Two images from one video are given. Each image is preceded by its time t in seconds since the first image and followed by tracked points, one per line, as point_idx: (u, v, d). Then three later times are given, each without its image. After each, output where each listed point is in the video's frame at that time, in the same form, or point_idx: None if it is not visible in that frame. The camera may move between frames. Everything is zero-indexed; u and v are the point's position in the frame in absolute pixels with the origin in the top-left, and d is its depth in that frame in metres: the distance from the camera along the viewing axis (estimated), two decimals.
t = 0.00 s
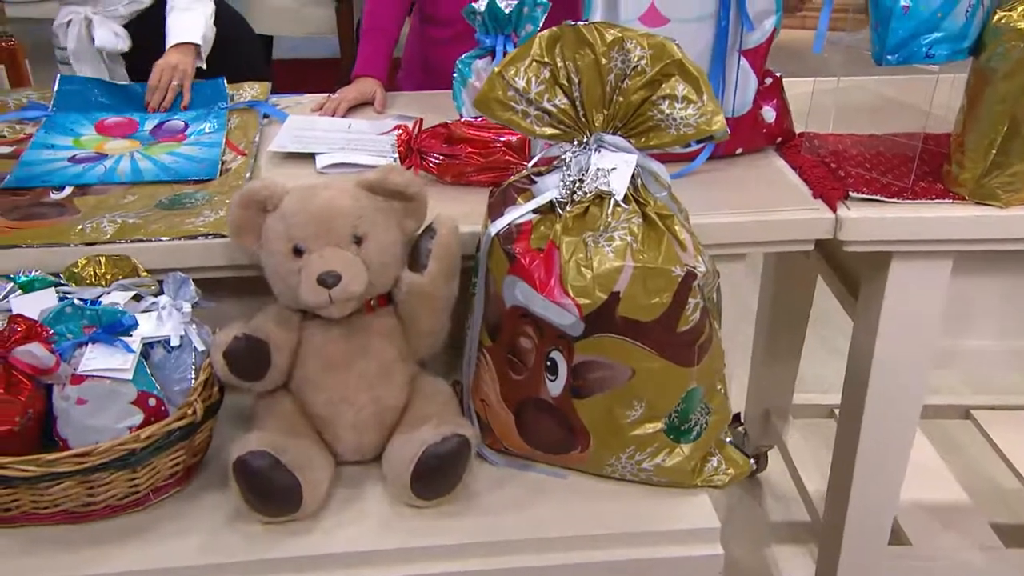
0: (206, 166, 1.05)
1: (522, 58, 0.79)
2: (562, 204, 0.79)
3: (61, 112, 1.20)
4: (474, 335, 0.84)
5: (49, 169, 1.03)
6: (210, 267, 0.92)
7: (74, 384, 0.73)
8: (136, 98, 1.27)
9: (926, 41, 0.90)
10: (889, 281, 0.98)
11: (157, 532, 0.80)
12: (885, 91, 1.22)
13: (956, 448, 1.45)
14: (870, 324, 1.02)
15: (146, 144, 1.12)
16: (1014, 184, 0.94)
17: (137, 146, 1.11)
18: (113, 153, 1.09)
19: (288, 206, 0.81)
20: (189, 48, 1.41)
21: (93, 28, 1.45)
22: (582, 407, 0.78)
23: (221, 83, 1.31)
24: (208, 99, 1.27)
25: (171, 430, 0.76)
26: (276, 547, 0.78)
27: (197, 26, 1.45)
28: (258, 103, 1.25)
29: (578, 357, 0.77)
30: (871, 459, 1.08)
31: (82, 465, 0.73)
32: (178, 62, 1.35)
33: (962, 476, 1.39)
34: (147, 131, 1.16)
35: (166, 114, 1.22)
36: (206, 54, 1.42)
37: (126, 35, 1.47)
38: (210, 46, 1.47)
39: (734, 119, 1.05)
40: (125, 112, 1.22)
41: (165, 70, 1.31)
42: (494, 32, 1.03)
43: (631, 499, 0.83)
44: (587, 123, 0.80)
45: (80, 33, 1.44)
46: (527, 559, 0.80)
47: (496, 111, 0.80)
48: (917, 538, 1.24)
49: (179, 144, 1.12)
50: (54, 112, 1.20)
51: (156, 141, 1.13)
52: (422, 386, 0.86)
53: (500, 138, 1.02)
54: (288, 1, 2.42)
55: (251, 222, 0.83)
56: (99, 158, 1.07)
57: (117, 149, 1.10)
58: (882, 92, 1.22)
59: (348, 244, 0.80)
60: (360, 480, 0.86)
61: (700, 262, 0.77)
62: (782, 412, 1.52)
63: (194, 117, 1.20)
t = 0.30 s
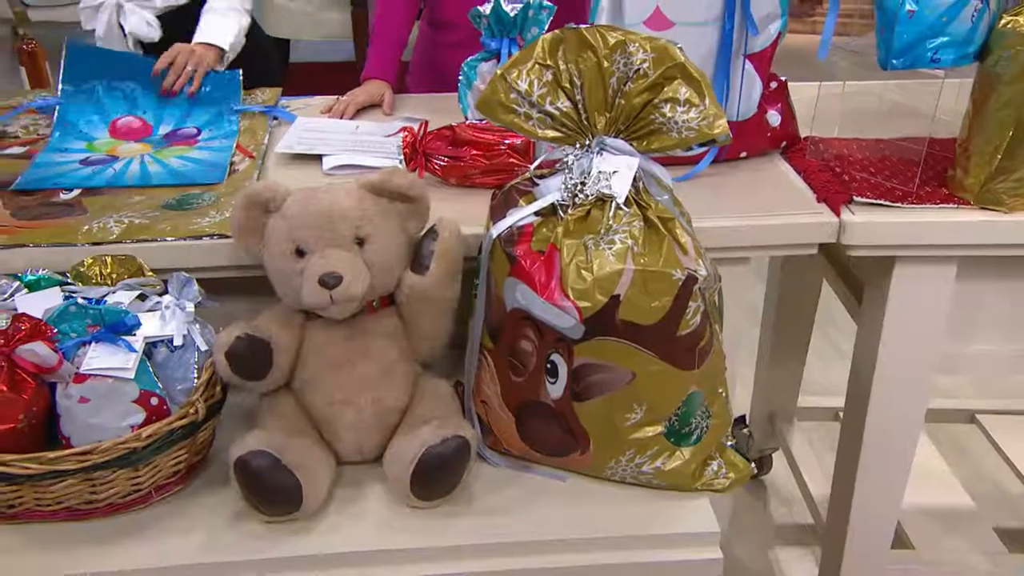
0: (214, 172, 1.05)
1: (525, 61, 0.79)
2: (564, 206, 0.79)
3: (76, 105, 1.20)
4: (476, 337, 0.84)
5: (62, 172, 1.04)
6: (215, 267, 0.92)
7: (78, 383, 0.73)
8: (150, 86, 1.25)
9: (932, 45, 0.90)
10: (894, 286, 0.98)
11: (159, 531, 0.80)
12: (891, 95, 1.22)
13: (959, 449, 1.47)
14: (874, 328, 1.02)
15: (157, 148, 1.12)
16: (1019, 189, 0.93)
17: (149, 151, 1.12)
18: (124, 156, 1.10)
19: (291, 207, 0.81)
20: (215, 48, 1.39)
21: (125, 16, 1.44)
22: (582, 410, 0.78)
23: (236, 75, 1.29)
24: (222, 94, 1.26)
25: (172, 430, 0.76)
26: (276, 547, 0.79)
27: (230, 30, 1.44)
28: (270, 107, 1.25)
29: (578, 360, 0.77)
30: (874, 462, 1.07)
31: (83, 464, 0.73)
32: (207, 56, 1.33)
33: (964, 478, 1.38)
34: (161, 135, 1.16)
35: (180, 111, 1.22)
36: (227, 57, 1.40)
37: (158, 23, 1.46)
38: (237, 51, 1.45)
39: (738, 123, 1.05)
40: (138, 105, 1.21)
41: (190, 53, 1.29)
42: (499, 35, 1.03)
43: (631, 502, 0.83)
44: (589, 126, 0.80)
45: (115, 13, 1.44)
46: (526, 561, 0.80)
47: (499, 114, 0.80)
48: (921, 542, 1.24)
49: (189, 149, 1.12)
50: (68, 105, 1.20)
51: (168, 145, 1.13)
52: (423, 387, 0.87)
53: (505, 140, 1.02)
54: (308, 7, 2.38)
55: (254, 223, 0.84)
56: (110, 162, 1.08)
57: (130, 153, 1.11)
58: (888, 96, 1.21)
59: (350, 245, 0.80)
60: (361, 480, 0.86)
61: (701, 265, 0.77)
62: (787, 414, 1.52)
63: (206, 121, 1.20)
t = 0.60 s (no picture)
0: (238, 169, 1.06)
1: (532, 61, 0.79)
2: (569, 206, 0.79)
3: (115, 98, 1.22)
4: (481, 335, 0.85)
5: (94, 166, 1.06)
6: (226, 264, 0.93)
7: (87, 376, 0.75)
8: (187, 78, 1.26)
9: (941, 47, 0.90)
10: (900, 288, 0.98)
11: (166, 523, 0.81)
12: (901, 97, 1.22)
13: (967, 452, 1.47)
14: (881, 329, 1.02)
15: (186, 143, 1.14)
16: None
17: (179, 146, 1.13)
18: (152, 152, 1.11)
19: (299, 205, 0.82)
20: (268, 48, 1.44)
21: (163, 9, 1.49)
22: (585, 408, 0.79)
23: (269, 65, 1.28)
24: (257, 91, 1.26)
25: (180, 423, 0.78)
26: (281, 540, 0.79)
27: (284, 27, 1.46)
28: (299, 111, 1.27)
29: (581, 358, 0.77)
30: (880, 464, 1.07)
31: (92, 456, 0.74)
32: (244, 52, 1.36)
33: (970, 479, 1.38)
34: (193, 131, 1.17)
35: (215, 107, 1.23)
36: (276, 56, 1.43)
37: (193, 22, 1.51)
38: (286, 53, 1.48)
39: (746, 125, 1.05)
40: (174, 98, 1.23)
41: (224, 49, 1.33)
42: (509, 36, 1.03)
43: (634, 500, 0.83)
44: (595, 126, 0.80)
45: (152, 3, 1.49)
46: (529, 557, 0.80)
47: (505, 113, 0.80)
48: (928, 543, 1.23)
49: (215, 145, 1.13)
50: (107, 97, 1.22)
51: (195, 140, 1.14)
52: (429, 384, 0.87)
53: (513, 140, 1.03)
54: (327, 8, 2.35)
55: (263, 220, 0.85)
56: (140, 156, 1.10)
57: (160, 148, 1.12)
58: (898, 100, 1.21)
59: (357, 243, 0.81)
60: (367, 475, 0.87)
61: (705, 266, 0.77)
62: (795, 415, 1.52)
63: (238, 118, 1.21)
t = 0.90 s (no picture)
0: (250, 168, 1.07)
1: (538, 61, 0.80)
2: (573, 204, 0.80)
3: (137, 113, 1.25)
4: (485, 332, 0.86)
5: (109, 165, 1.07)
6: (236, 259, 0.94)
7: (98, 367, 0.76)
8: (209, 100, 1.30)
9: (948, 50, 0.90)
10: (905, 289, 0.98)
11: (174, 512, 0.82)
12: (911, 99, 1.22)
13: (975, 454, 1.47)
14: (887, 330, 1.02)
15: (201, 144, 1.15)
16: None
17: (193, 146, 1.15)
18: (168, 152, 1.13)
19: (307, 201, 0.83)
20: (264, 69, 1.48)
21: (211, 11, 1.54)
22: (587, 406, 0.80)
23: (288, 95, 1.33)
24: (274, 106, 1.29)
25: (188, 414, 0.79)
26: (285, 531, 0.81)
27: (284, 50, 1.49)
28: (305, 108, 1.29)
29: (583, 356, 0.78)
30: (885, 464, 1.08)
31: (103, 445, 0.76)
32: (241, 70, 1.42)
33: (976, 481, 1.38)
34: (207, 133, 1.19)
35: (231, 115, 1.25)
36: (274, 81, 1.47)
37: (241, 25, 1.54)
38: (285, 72, 1.51)
39: (754, 126, 1.05)
40: (192, 111, 1.26)
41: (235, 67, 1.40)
42: (518, 36, 1.04)
43: (635, 497, 0.84)
44: (600, 125, 0.81)
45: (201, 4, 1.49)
46: (530, 552, 0.81)
47: (511, 112, 0.81)
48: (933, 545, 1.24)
49: (229, 146, 1.14)
50: (128, 112, 1.26)
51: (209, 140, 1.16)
52: (434, 379, 0.88)
53: (522, 140, 1.04)
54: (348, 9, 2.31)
55: (272, 216, 0.86)
56: (155, 156, 1.11)
57: (174, 148, 1.14)
58: (907, 102, 1.21)
59: (363, 239, 0.82)
60: (371, 468, 0.88)
61: (708, 265, 0.78)
62: (803, 415, 1.52)
63: (253, 122, 1.23)
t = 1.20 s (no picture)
0: (272, 171, 1.09)
1: (552, 66, 0.82)
2: (585, 207, 0.82)
3: (163, 115, 1.28)
4: (498, 331, 0.87)
5: (137, 167, 1.10)
6: (256, 257, 0.97)
7: (122, 360, 0.79)
8: (233, 102, 1.32)
9: (962, 57, 0.91)
10: (917, 296, 0.99)
11: (192, 502, 0.85)
12: (927, 106, 1.22)
13: (990, 460, 1.46)
14: (898, 334, 1.03)
15: (225, 146, 1.17)
16: None
17: (217, 148, 1.17)
18: (193, 154, 1.15)
19: (325, 202, 0.85)
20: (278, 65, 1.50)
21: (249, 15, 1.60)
22: (596, 405, 0.81)
23: (310, 97, 1.36)
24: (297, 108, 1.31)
25: (207, 408, 0.81)
26: (300, 523, 0.83)
27: (302, 50, 1.52)
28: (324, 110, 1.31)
29: (593, 356, 0.79)
30: (896, 468, 1.08)
31: (125, 436, 0.78)
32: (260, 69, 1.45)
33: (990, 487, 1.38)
34: (231, 135, 1.21)
35: (254, 117, 1.27)
36: (289, 78, 1.49)
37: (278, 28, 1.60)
38: (301, 73, 1.54)
39: (768, 131, 1.06)
40: (217, 113, 1.28)
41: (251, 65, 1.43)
42: (535, 42, 1.05)
43: (643, 496, 0.85)
44: (612, 130, 0.82)
45: None
46: (538, 548, 0.82)
47: (525, 116, 0.83)
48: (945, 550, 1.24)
49: (252, 148, 1.17)
50: (155, 115, 1.28)
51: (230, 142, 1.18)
52: (446, 377, 0.90)
53: (537, 143, 1.05)
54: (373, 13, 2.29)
55: (291, 216, 0.88)
56: (180, 157, 1.14)
57: (199, 150, 1.16)
58: (924, 109, 1.22)
59: (379, 239, 0.84)
60: (385, 463, 0.90)
61: (717, 269, 0.79)
62: (817, 419, 1.52)
63: (276, 124, 1.25)
